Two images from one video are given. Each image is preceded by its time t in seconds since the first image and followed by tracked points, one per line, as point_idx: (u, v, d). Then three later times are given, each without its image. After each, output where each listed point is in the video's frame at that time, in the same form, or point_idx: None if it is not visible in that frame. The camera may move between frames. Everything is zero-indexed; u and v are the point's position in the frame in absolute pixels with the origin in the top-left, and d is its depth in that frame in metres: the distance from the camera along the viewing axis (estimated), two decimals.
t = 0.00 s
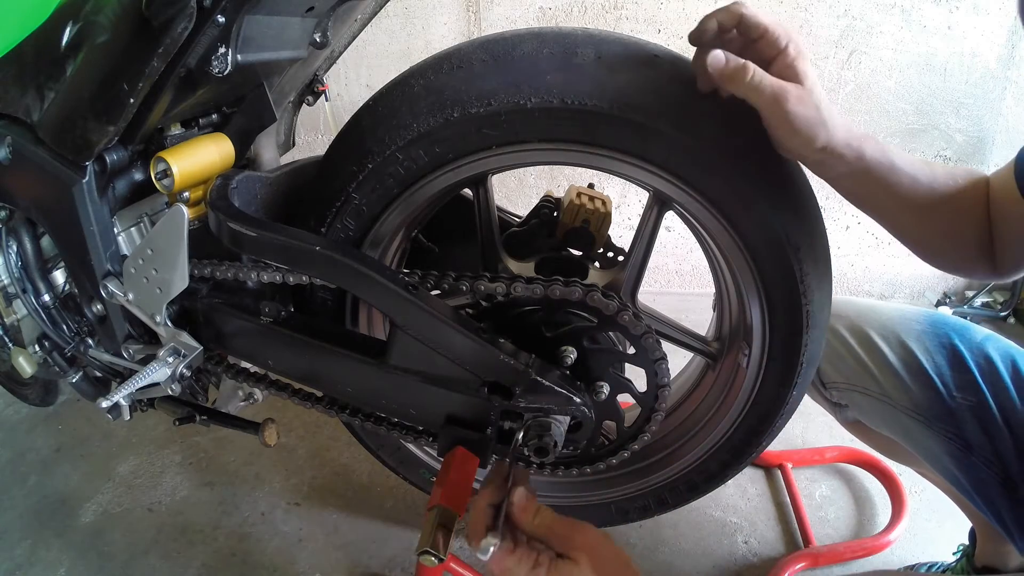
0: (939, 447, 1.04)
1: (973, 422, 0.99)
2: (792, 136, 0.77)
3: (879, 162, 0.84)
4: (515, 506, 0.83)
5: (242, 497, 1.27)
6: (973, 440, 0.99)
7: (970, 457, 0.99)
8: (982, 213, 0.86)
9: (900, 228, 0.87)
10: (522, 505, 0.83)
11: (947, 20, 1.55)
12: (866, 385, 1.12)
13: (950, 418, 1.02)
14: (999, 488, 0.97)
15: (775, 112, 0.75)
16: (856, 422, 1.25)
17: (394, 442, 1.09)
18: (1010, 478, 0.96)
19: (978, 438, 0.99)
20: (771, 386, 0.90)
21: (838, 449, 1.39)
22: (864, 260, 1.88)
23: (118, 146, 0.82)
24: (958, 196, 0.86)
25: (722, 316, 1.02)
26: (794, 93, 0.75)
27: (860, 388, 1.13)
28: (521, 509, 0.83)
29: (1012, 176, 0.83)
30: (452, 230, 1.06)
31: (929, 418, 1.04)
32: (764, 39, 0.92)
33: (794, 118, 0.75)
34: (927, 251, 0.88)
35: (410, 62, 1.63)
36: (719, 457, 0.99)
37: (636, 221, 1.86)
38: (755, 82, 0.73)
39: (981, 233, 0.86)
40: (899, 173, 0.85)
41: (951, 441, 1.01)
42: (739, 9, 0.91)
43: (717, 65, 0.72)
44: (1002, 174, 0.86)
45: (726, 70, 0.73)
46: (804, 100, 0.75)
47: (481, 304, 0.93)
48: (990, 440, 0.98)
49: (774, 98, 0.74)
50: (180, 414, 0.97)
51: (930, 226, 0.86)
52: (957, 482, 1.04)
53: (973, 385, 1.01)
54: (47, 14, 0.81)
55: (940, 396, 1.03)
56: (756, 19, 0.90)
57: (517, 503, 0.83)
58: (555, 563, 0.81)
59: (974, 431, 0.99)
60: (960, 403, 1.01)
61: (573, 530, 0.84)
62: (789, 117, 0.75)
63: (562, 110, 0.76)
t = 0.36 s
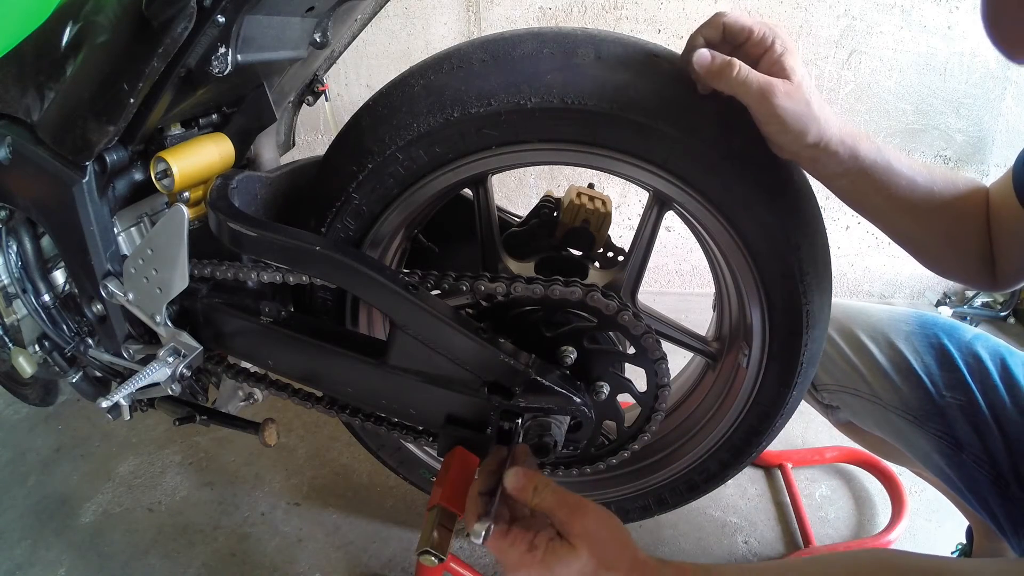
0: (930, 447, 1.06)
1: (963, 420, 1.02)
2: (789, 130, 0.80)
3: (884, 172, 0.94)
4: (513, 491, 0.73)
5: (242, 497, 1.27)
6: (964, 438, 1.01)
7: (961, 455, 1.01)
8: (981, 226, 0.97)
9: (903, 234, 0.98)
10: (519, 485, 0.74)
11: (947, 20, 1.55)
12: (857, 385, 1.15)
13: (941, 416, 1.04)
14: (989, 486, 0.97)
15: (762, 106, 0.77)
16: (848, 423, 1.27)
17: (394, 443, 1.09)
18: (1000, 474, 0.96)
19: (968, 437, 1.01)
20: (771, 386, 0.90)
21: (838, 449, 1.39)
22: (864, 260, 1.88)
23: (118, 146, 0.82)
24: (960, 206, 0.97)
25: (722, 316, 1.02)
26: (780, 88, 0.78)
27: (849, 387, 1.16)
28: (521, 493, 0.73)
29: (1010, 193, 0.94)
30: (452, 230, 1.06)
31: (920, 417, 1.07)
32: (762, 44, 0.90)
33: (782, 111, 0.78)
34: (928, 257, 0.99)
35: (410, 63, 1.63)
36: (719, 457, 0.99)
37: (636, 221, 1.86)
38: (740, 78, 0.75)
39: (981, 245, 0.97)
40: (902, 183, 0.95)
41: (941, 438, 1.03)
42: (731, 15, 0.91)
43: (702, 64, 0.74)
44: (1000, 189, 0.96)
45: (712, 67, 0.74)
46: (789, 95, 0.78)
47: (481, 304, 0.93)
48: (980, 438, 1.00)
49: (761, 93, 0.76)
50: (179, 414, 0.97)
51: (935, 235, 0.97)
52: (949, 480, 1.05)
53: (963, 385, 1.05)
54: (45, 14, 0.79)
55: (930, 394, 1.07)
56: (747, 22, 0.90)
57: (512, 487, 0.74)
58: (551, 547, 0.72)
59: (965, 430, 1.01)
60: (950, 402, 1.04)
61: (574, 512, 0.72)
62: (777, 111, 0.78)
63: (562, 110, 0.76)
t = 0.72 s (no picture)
0: (931, 446, 1.05)
1: (964, 419, 1.02)
2: (788, 133, 0.80)
3: (884, 176, 0.94)
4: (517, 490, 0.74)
5: (242, 497, 1.27)
6: (964, 438, 1.01)
7: (962, 454, 1.01)
8: (981, 231, 0.97)
9: (903, 238, 0.97)
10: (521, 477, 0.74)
11: (947, 20, 1.55)
12: (858, 386, 1.14)
13: (942, 416, 1.04)
14: (989, 485, 0.97)
15: (760, 110, 0.77)
16: (849, 423, 1.27)
17: (394, 443, 1.09)
18: (1001, 474, 0.97)
19: (969, 436, 1.01)
20: (771, 386, 0.90)
21: (838, 449, 1.39)
22: (864, 260, 1.88)
23: (118, 146, 0.82)
24: (961, 211, 0.97)
25: (722, 316, 1.02)
26: (779, 93, 0.78)
27: (849, 388, 1.16)
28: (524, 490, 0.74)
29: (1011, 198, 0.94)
30: (452, 230, 1.06)
31: (920, 417, 1.06)
32: (762, 48, 0.90)
33: (779, 116, 0.78)
34: (927, 262, 0.99)
35: (410, 63, 1.63)
36: (719, 457, 0.99)
37: (636, 221, 1.86)
38: (738, 82, 0.75)
39: (981, 249, 0.96)
40: (901, 187, 0.95)
41: (942, 438, 1.03)
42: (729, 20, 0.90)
43: (700, 68, 0.74)
44: (1000, 194, 0.96)
45: (709, 71, 0.74)
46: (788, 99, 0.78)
47: (482, 304, 0.93)
48: (981, 438, 1.00)
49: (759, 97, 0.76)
50: (179, 414, 0.97)
51: (935, 239, 0.97)
52: (950, 479, 1.04)
53: (963, 384, 1.05)
54: (44, 14, 0.80)
55: (930, 394, 1.07)
56: (745, 27, 0.89)
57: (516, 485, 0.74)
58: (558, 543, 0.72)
59: (965, 429, 1.01)
60: (951, 402, 1.04)
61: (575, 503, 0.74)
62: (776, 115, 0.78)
63: (561, 110, 0.76)
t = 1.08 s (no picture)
0: (932, 445, 1.05)
1: (964, 417, 1.02)
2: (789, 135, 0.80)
3: (884, 177, 0.94)
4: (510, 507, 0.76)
5: (242, 497, 1.27)
6: (964, 436, 1.01)
7: (962, 453, 1.01)
8: (982, 232, 0.97)
9: (903, 240, 0.97)
10: (513, 492, 0.76)
11: (947, 20, 1.55)
12: (858, 385, 1.14)
13: (942, 415, 1.04)
14: (990, 483, 0.97)
15: (760, 113, 0.76)
16: (849, 423, 1.27)
17: (394, 443, 1.09)
18: (1002, 472, 0.97)
19: (969, 434, 1.01)
20: (771, 386, 0.90)
21: (838, 449, 1.39)
22: (864, 260, 1.88)
23: (118, 146, 0.82)
24: (961, 212, 0.97)
25: (722, 316, 1.02)
26: (778, 96, 0.76)
27: (849, 387, 1.15)
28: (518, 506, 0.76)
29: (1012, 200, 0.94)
30: (452, 230, 1.06)
31: (920, 416, 1.06)
32: (763, 50, 0.88)
33: (778, 118, 0.76)
34: (927, 263, 0.99)
35: (410, 63, 1.63)
36: (719, 457, 0.99)
37: (636, 221, 1.86)
38: (736, 86, 0.73)
39: (982, 251, 0.97)
40: (902, 189, 0.95)
41: (942, 437, 1.03)
42: (731, 21, 0.87)
43: (697, 76, 0.73)
44: (1001, 196, 0.96)
45: (706, 77, 0.73)
46: (786, 102, 0.77)
47: (482, 304, 0.93)
48: (981, 436, 1.00)
49: (756, 100, 0.75)
50: (179, 414, 0.97)
51: (936, 242, 0.97)
52: (951, 478, 1.04)
53: (964, 383, 1.05)
54: (44, 14, 0.79)
55: (931, 393, 1.07)
56: (747, 28, 0.87)
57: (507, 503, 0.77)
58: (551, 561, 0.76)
59: (966, 428, 1.01)
60: (951, 400, 1.04)
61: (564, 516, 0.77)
62: (774, 117, 0.76)
63: (561, 110, 0.76)
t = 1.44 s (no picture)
0: (932, 444, 1.06)
1: (964, 416, 1.02)
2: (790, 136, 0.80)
3: (884, 178, 0.94)
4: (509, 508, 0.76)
5: (242, 497, 1.27)
6: (965, 434, 1.01)
7: (962, 451, 1.01)
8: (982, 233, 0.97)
9: (903, 240, 0.97)
10: (513, 492, 0.76)
11: (947, 20, 1.55)
12: (859, 384, 1.14)
13: (942, 414, 1.05)
14: (990, 482, 0.97)
15: (760, 115, 0.76)
16: (849, 422, 1.26)
17: (394, 443, 1.09)
18: (1002, 471, 0.97)
19: (969, 432, 1.01)
20: (771, 386, 0.90)
21: (838, 449, 1.39)
22: (864, 260, 1.88)
23: (118, 146, 0.82)
24: (961, 213, 0.96)
25: (722, 316, 1.02)
26: (779, 98, 0.76)
27: (850, 386, 1.15)
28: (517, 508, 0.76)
29: (1012, 200, 0.93)
30: (452, 230, 1.06)
31: (921, 414, 1.07)
32: (764, 51, 0.88)
33: (779, 119, 0.76)
34: (927, 264, 0.99)
35: (410, 63, 1.63)
36: (719, 457, 0.99)
37: (636, 221, 1.86)
38: (736, 88, 0.73)
39: (982, 252, 0.96)
40: (902, 189, 0.95)
41: (943, 435, 1.04)
42: (732, 22, 0.87)
43: (698, 77, 0.73)
44: (1001, 196, 0.96)
45: (707, 79, 0.73)
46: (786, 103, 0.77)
47: (482, 304, 0.93)
48: (982, 434, 1.00)
49: (757, 100, 0.75)
50: (179, 414, 0.97)
51: (936, 242, 0.97)
52: (951, 476, 1.05)
53: (964, 382, 1.05)
54: (44, 14, 0.79)
55: (931, 391, 1.07)
56: (747, 29, 0.87)
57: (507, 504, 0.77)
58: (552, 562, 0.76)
59: (966, 428, 1.01)
60: (951, 399, 1.04)
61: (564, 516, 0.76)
62: (775, 118, 0.76)
63: (561, 110, 0.76)
